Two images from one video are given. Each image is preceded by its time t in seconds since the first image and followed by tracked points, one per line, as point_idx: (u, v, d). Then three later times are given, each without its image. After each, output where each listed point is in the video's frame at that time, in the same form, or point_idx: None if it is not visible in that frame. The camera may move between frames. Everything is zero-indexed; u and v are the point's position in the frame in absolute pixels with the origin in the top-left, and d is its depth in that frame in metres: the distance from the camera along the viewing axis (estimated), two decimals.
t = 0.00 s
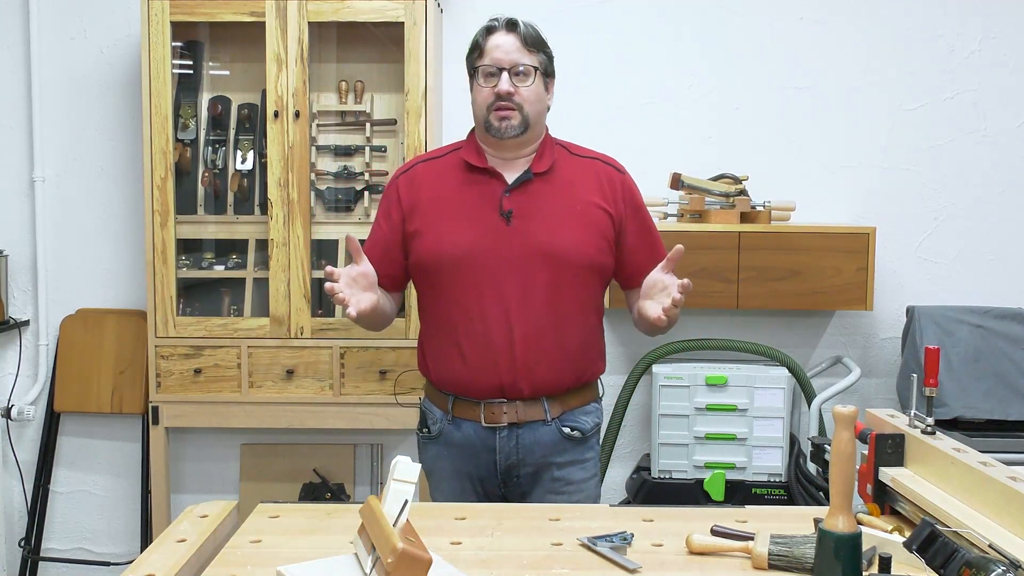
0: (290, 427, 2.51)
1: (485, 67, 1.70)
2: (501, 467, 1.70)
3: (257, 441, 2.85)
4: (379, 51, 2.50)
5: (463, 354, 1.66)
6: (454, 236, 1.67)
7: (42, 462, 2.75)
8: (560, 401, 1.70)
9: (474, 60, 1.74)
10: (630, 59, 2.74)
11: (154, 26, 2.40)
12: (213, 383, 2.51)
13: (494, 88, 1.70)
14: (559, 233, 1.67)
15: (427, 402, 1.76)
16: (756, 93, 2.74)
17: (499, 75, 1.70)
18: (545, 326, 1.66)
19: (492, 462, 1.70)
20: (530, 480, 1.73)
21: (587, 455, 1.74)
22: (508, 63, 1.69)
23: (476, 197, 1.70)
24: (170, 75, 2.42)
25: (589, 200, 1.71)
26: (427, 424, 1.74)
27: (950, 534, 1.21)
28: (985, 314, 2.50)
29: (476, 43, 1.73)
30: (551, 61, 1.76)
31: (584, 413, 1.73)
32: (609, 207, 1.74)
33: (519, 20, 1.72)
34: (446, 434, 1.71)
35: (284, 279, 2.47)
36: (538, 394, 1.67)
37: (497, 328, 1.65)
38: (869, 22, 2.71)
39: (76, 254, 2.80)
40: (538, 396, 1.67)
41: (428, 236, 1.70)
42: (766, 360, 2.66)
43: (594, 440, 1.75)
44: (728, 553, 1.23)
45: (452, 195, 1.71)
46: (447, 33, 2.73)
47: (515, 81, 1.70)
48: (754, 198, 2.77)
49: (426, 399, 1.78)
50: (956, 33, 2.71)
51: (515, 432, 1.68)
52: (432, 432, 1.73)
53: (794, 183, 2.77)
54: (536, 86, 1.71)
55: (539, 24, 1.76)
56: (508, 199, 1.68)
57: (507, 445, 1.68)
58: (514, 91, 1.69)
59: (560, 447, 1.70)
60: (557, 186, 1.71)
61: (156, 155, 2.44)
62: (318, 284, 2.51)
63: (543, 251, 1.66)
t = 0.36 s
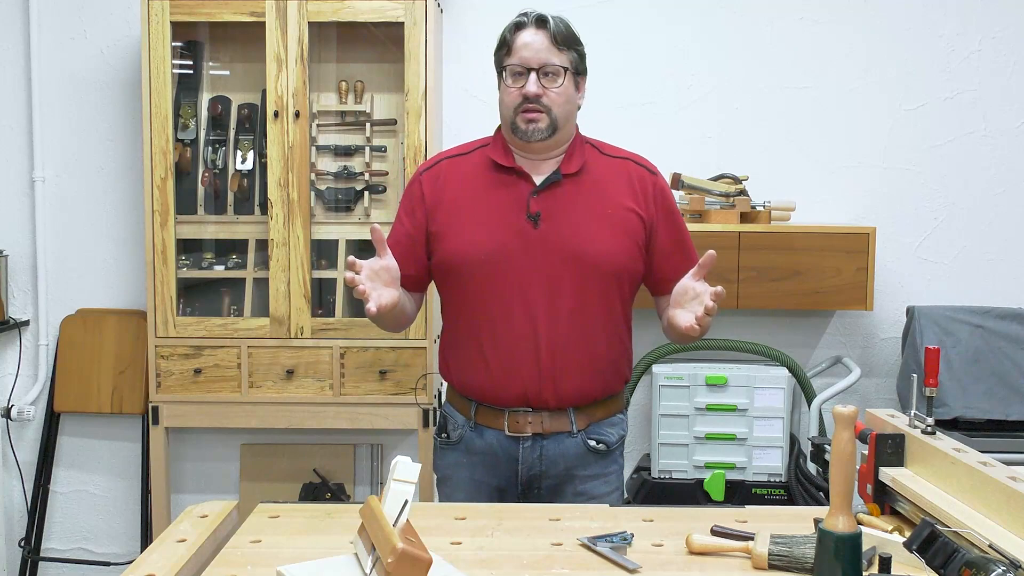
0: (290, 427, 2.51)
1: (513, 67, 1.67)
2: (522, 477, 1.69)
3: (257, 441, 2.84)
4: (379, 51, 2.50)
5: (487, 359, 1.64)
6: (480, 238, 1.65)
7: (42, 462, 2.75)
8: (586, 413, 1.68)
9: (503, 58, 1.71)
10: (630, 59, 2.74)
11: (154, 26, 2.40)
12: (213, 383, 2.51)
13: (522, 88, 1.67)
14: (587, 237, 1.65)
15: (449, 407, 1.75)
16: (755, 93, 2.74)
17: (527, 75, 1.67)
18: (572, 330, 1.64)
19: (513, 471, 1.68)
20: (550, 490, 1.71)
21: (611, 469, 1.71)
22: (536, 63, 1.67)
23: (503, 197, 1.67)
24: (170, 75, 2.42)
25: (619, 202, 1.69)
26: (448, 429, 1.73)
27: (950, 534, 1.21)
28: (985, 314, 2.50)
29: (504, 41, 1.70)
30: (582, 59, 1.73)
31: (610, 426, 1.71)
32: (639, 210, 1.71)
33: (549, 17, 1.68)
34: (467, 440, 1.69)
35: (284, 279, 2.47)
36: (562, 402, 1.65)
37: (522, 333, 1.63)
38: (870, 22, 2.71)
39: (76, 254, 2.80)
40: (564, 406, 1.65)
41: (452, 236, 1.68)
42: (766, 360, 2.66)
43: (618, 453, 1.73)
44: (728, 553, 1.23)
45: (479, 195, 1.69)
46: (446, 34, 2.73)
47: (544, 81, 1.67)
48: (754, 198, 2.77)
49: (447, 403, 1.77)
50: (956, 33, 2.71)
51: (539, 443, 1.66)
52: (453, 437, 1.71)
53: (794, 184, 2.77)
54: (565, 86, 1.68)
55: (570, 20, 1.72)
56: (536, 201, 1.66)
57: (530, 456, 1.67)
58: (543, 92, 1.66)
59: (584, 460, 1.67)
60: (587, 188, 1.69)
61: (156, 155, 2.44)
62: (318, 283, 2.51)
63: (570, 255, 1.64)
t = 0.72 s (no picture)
0: (289, 427, 2.51)
1: (534, 69, 1.63)
2: (534, 483, 1.69)
3: (257, 441, 2.84)
4: (379, 51, 2.50)
5: (502, 366, 1.63)
6: (498, 244, 1.63)
7: (42, 463, 2.75)
8: (602, 421, 1.67)
9: (524, 58, 1.67)
10: (630, 59, 2.74)
11: (154, 26, 2.40)
12: (212, 383, 2.51)
13: (542, 93, 1.62)
14: (607, 247, 1.62)
15: (463, 408, 1.75)
16: (755, 93, 2.74)
17: (548, 79, 1.62)
18: (590, 339, 1.62)
19: (525, 476, 1.68)
20: (559, 496, 1.71)
21: (623, 478, 1.71)
22: (558, 66, 1.62)
23: (523, 203, 1.65)
24: (170, 75, 2.42)
25: (642, 210, 1.66)
26: (459, 430, 1.73)
27: (950, 534, 1.21)
28: (985, 313, 2.50)
29: (526, 41, 1.65)
30: (606, 60, 1.68)
31: (625, 435, 1.71)
32: (663, 220, 1.67)
33: (572, 17, 1.63)
34: (479, 443, 1.69)
35: (284, 279, 2.47)
36: (577, 411, 1.63)
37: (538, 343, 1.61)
38: (869, 22, 2.71)
39: (77, 254, 2.80)
40: (579, 416, 1.64)
41: (470, 240, 1.66)
42: (766, 360, 2.66)
43: (631, 463, 1.73)
44: (727, 552, 1.23)
45: (499, 199, 1.66)
46: (446, 33, 2.73)
47: (564, 85, 1.62)
48: (754, 198, 2.77)
49: (460, 403, 1.76)
50: (957, 34, 2.71)
51: (552, 451, 1.66)
52: (464, 438, 1.71)
53: (794, 184, 2.77)
54: (587, 89, 1.63)
55: (595, 18, 1.66)
56: (556, 208, 1.63)
57: (543, 464, 1.66)
58: (563, 97, 1.62)
59: (596, 469, 1.67)
60: (608, 196, 1.65)
61: (156, 155, 2.44)
62: (318, 283, 2.51)
63: (590, 264, 1.61)
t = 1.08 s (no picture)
0: (289, 426, 2.51)
1: (533, 66, 1.63)
2: (531, 484, 1.68)
3: (257, 441, 2.85)
4: (379, 51, 2.50)
5: (501, 367, 1.63)
6: (497, 245, 1.63)
7: (42, 463, 2.75)
8: (600, 422, 1.66)
9: (524, 56, 1.67)
10: (630, 59, 2.74)
11: (154, 26, 2.40)
12: (212, 383, 2.51)
13: (541, 90, 1.62)
14: (606, 247, 1.62)
15: (460, 410, 1.74)
16: (756, 93, 2.74)
17: (547, 77, 1.63)
18: (589, 339, 1.62)
19: (522, 477, 1.67)
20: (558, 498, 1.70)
21: (622, 479, 1.70)
22: (558, 64, 1.62)
23: (522, 203, 1.65)
24: (170, 75, 2.42)
25: (640, 210, 1.66)
26: (457, 432, 1.72)
27: (950, 534, 1.21)
28: (985, 313, 2.49)
29: (527, 39, 1.66)
30: (606, 60, 1.68)
31: (623, 436, 1.70)
32: (661, 220, 1.68)
33: (573, 16, 1.63)
34: (476, 445, 1.69)
35: (284, 279, 2.47)
36: (576, 412, 1.63)
37: (537, 343, 1.61)
38: (869, 22, 2.71)
39: (77, 254, 2.80)
40: (578, 416, 1.63)
41: (468, 241, 1.66)
42: (766, 360, 2.66)
43: (629, 464, 1.72)
44: (727, 552, 1.23)
45: (498, 200, 1.66)
46: (446, 34, 2.73)
47: (564, 84, 1.62)
48: (754, 198, 2.77)
49: (458, 406, 1.76)
50: (957, 34, 2.71)
51: (549, 452, 1.65)
52: (461, 440, 1.71)
53: (794, 184, 2.77)
54: (586, 89, 1.63)
55: (596, 19, 1.67)
56: (554, 208, 1.63)
57: (540, 465, 1.65)
58: (562, 95, 1.62)
59: (594, 470, 1.66)
60: (607, 196, 1.66)
61: (156, 154, 2.44)
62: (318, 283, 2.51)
63: (588, 264, 1.61)
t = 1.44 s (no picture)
0: (289, 426, 2.51)
1: (502, 64, 1.66)
2: (510, 477, 1.66)
3: (257, 440, 2.84)
4: (379, 51, 2.50)
5: (476, 360, 1.63)
6: (469, 238, 1.64)
7: (42, 462, 2.75)
8: (575, 410, 1.67)
9: (491, 56, 1.70)
10: (630, 59, 2.74)
11: (154, 26, 2.40)
12: (213, 383, 2.51)
13: (510, 86, 1.66)
14: (576, 236, 1.64)
15: (435, 409, 1.73)
16: (756, 92, 2.74)
17: (516, 73, 1.66)
18: (562, 329, 1.63)
19: (501, 471, 1.66)
20: (539, 492, 1.69)
21: (600, 470, 1.69)
22: (525, 61, 1.65)
23: (492, 197, 1.66)
24: (170, 75, 2.42)
25: (609, 200, 1.68)
26: (434, 432, 1.71)
27: (950, 534, 1.21)
28: (986, 313, 2.49)
29: (493, 40, 1.69)
30: (571, 59, 1.72)
31: (598, 425, 1.70)
32: (629, 210, 1.70)
33: (537, 16, 1.68)
34: (453, 442, 1.68)
35: (284, 279, 2.47)
36: (551, 402, 1.63)
37: (510, 334, 1.62)
38: (869, 22, 2.71)
39: (76, 254, 2.80)
40: (553, 404, 1.63)
41: (440, 236, 1.67)
42: (766, 360, 2.66)
43: (607, 454, 1.71)
44: (728, 553, 1.23)
45: (469, 195, 1.67)
46: (446, 34, 2.73)
47: (533, 79, 1.66)
48: (754, 198, 2.77)
49: (434, 406, 1.75)
50: (957, 34, 2.71)
51: (526, 442, 1.65)
52: (439, 439, 1.70)
53: (794, 184, 2.77)
54: (554, 84, 1.67)
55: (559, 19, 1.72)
56: (525, 200, 1.65)
57: (518, 455, 1.65)
58: (532, 90, 1.65)
59: (572, 459, 1.66)
60: (576, 187, 1.68)
61: (156, 154, 2.44)
62: (318, 283, 2.51)
63: (560, 254, 1.63)
